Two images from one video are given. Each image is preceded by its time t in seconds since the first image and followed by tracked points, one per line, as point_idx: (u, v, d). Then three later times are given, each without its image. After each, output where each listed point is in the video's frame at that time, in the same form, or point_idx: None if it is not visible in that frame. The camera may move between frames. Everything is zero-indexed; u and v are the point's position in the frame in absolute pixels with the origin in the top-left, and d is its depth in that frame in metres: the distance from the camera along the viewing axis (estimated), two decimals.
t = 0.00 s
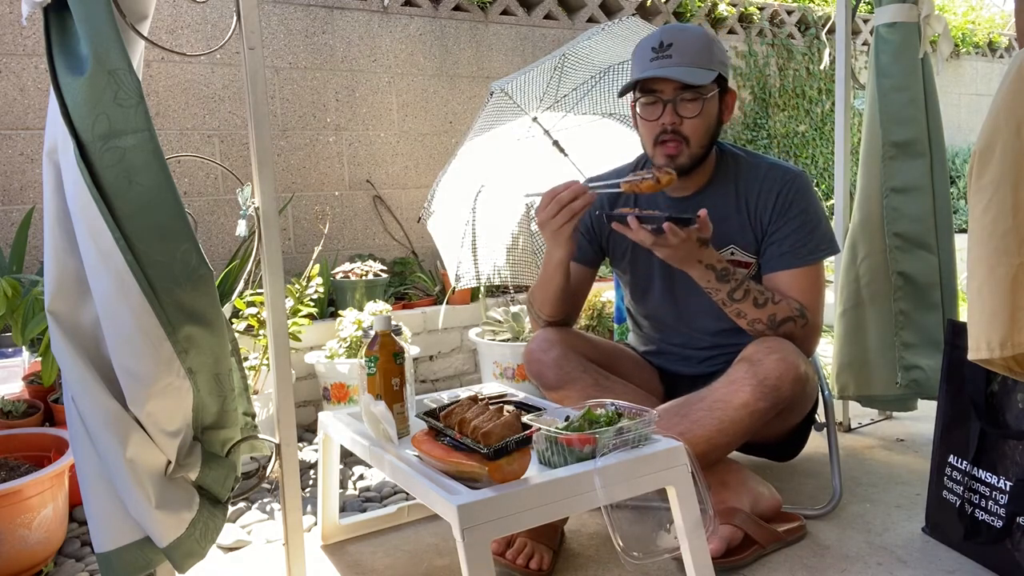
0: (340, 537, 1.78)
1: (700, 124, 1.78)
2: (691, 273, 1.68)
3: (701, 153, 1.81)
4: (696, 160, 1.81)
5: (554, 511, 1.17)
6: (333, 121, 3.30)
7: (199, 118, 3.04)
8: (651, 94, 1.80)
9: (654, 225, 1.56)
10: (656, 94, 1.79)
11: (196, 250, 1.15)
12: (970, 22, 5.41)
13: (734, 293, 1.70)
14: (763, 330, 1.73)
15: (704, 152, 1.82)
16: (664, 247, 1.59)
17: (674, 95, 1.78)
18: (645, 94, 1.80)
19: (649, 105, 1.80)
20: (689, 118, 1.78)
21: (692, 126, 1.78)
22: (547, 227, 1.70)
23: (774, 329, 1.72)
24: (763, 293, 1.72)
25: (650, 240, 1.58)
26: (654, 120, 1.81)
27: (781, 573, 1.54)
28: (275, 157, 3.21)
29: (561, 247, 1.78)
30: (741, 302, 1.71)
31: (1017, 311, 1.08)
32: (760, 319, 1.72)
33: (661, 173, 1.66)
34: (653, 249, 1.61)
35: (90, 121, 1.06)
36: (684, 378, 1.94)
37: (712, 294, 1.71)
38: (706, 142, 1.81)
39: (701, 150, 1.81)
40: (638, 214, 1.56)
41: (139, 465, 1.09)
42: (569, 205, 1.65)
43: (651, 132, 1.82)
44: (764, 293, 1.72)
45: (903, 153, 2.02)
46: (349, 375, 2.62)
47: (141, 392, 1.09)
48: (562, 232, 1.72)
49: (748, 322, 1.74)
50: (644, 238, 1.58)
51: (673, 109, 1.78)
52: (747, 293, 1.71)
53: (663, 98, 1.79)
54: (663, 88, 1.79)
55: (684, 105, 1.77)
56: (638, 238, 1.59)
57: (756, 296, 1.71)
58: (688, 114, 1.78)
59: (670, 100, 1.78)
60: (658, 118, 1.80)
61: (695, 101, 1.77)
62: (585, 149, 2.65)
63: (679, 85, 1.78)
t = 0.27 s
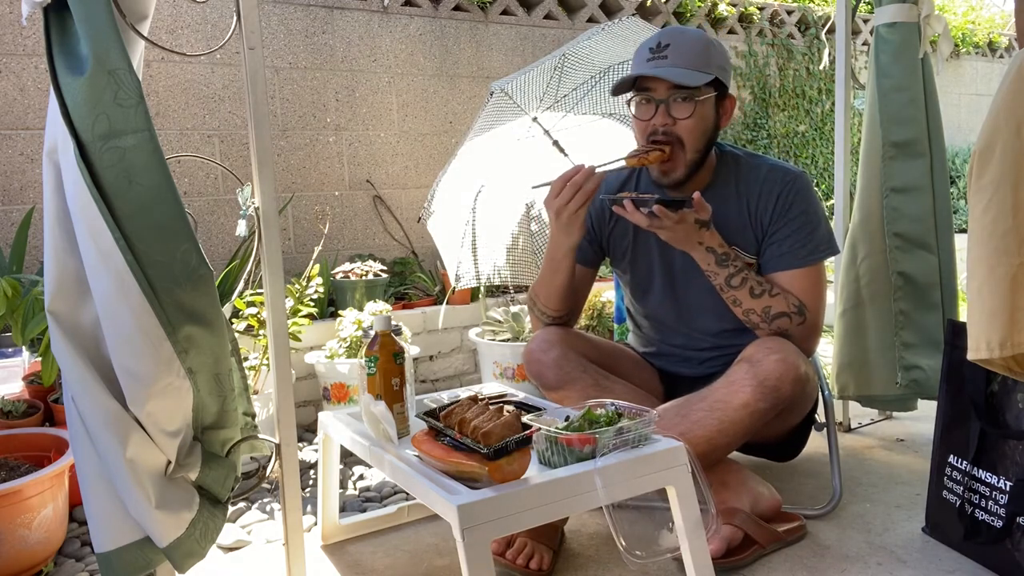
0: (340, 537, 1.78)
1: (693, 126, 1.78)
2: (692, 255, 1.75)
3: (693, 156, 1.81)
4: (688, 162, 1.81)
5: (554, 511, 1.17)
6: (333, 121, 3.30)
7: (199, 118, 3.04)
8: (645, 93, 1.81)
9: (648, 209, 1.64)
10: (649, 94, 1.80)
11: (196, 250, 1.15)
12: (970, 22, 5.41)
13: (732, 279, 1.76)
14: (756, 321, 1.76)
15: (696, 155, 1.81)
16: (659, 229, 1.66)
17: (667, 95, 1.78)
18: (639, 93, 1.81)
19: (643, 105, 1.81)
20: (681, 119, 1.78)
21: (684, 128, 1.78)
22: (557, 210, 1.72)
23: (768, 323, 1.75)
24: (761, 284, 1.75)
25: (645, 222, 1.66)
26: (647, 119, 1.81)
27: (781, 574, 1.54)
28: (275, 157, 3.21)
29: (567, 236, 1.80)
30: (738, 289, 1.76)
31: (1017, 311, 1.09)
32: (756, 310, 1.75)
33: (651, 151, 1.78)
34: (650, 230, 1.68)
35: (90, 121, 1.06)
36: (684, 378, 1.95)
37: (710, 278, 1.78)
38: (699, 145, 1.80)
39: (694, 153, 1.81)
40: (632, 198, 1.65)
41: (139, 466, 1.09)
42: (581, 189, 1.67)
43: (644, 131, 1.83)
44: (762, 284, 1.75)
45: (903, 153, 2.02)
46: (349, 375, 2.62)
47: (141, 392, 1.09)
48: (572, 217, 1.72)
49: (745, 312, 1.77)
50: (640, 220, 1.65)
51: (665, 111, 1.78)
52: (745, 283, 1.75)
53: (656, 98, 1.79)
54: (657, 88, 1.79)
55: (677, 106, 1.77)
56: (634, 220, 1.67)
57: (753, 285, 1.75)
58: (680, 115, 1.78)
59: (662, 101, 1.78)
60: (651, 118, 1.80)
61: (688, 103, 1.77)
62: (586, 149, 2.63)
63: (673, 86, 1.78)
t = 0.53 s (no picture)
0: (340, 537, 1.78)
1: (682, 134, 1.78)
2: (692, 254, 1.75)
3: (683, 163, 1.81)
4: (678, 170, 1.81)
5: (554, 511, 1.17)
6: (333, 121, 3.30)
7: (199, 118, 3.04)
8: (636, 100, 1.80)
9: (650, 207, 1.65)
10: (639, 101, 1.79)
11: (196, 251, 1.15)
12: (970, 22, 5.42)
13: (731, 279, 1.76)
14: (754, 318, 1.77)
15: (686, 163, 1.81)
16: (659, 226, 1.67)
17: (655, 103, 1.77)
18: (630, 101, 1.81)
19: (633, 112, 1.80)
20: (670, 127, 1.77)
21: (673, 136, 1.78)
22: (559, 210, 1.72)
23: (767, 322, 1.76)
24: (761, 284, 1.76)
25: (644, 219, 1.64)
26: (637, 126, 1.81)
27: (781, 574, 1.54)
28: (275, 157, 3.21)
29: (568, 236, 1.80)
30: (737, 288, 1.76)
31: (1017, 311, 1.09)
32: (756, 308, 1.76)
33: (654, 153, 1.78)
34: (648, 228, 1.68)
35: (90, 121, 1.06)
36: (685, 378, 1.95)
37: (710, 276, 1.78)
38: (688, 152, 1.80)
39: (685, 159, 1.81)
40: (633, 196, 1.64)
41: (139, 465, 1.09)
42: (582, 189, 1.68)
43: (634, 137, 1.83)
44: (762, 284, 1.76)
45: (903, 154, 2.02)
46: (349, 375, 2.62)
47: (141, 392, 1.09)
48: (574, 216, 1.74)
49: (744, 311, 1.78)
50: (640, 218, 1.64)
51: (654, 119, 1.78)
52: (744, 283, 1.76)
53: (644, 106, 1.79)
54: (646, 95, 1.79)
55: (666, 114, 1.77)
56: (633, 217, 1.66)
57: (753, 285, 1.76)
58: (669, 123, 1.77)
59: (651, 109, 1.78)
60: (640, 126, 1.80)
61: (677, 111, 1.76)
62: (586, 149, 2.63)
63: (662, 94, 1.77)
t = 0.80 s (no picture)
0: (340, 537, 1.78)
1: (682, 136, 1.78)
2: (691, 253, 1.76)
3: (683, 165, 1.81)
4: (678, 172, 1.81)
5: (554, 511, 1.17)
6: (333, 121, 3.30)
7: (199, 118, 3.04)
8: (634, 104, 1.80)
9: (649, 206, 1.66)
10: (638, 105, 1.79)
11: (196, 250, 1.14)
12: (970, 22, 5.42)
13: (729, 279, 1.77)
14: (753, 318, 1.77)
15: (686, 164, 1.81)
16: (657, 225, 1.67)
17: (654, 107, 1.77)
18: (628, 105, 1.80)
19: (632, 116, 1.80)
20: (670, 130, 1.77)
21: (673, 138, 1.78)
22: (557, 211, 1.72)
23: (765, 321, 1.76)
24: (758, 284, 1.76)
25: (643, 219, 1.66)
26: (636, 130, 1.81)
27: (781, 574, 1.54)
28: (275, 157, 3.21)
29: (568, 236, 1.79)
30: (735, 287, 1.77)
31: (1017, 311, 1.08)
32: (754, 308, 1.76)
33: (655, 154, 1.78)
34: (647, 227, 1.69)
35: (90, 121, 1.06)
36: (684, 378, 1.95)
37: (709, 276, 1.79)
38: (687, 154, 1.80)
39: (685, 161, 1.81)
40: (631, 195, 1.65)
41: (139, 465, 1.09)
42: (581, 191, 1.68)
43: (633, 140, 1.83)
44: (760, 284, 1.76)
45: (903, 154, 2.02)
46: (349, 375, 2.62)
47: (141, 393, 1.09)
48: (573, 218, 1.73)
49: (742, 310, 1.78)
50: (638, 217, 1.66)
51: (654, 122, 1.78)
52: (742, 283, 1.76)
53: (643, 110, 1.78)
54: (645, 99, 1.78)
55: (665, 117, 1.76)
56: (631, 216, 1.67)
57: (752, 285, 1.76)
58: (668, 126, 1.77)
59: (651, 113, 1.77)
60: (639, 129, 1.80)
61: (677, 114, 1.76)
62: (586, 149, 2.63)
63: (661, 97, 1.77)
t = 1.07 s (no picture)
0: (340, 537, 1.78)
1: (682, 137, 1.78)
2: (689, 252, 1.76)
3: (682, 165, 1.81)
4: (677, 171, 1.82)
5: (554, 511, 1.17)
6: (333, 121, 3.30)
7: (199, 118, 3.04)
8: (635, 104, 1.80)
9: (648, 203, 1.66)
10: (638, 106, 1.79)
11: (195, 250, 1.15)
12: (970, 22, 5.41)
13: (727, 279, 1.77)
14: (751, 316, 1.77)
15: (686, 164, 1.81)
16: (655, 223, 1.68)
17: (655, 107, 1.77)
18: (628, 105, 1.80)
19: (632, 116, 1.80)
20: (670, 131, 1.77)
21: (673, 139, 1.78)
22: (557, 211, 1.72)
23: (763, 320, 1.76)
24: (756, 284, 1.76)
25: (642, 216, 1.66)
26: (636, 130, 1.81)
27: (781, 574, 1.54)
28: (275, 157, 3.21)
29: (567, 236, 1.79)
30: (733, 286, 1.77)
31: (1017, 311, 1.08)
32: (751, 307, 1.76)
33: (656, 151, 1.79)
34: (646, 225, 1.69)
35: (90, 121, 1.06)
36: (684, 379, 1.95)
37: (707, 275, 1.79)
38: (687, 154, 1.80)
39: (684, 161, 1.81)
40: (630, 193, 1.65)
41: (139, 465, 1.09)
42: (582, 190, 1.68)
43: (633, 141, 1.83)
44: (758, 284, 1.76)
45: (903, 154, 2.02)
46: (349, 375, 2.62)
47: (141, 393, 1.09)
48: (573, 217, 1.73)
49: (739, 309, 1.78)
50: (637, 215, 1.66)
51: (654, 123, 1.78)
52: (741, 282, 1.76)
53: (644, 111, 1.78)
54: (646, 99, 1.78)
55: (666, 117, 1.76)
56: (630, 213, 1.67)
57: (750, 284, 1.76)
58: (669, 127, 1.77)
59: (651, 113, 1.78)
60: (640, 130, 1.80)
61: (677, 115, 1.76)
62: (586, 149, 2.63)
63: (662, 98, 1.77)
